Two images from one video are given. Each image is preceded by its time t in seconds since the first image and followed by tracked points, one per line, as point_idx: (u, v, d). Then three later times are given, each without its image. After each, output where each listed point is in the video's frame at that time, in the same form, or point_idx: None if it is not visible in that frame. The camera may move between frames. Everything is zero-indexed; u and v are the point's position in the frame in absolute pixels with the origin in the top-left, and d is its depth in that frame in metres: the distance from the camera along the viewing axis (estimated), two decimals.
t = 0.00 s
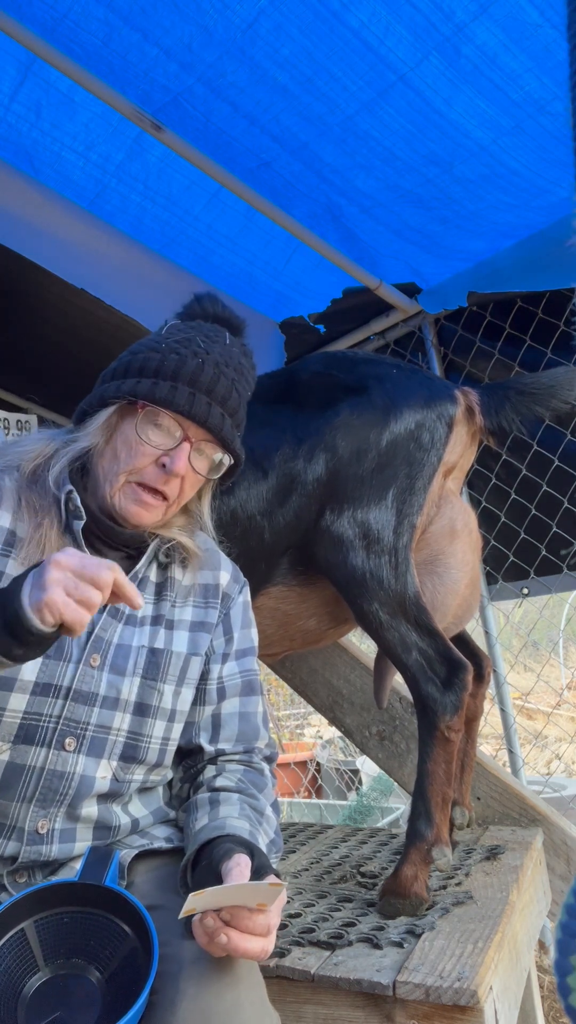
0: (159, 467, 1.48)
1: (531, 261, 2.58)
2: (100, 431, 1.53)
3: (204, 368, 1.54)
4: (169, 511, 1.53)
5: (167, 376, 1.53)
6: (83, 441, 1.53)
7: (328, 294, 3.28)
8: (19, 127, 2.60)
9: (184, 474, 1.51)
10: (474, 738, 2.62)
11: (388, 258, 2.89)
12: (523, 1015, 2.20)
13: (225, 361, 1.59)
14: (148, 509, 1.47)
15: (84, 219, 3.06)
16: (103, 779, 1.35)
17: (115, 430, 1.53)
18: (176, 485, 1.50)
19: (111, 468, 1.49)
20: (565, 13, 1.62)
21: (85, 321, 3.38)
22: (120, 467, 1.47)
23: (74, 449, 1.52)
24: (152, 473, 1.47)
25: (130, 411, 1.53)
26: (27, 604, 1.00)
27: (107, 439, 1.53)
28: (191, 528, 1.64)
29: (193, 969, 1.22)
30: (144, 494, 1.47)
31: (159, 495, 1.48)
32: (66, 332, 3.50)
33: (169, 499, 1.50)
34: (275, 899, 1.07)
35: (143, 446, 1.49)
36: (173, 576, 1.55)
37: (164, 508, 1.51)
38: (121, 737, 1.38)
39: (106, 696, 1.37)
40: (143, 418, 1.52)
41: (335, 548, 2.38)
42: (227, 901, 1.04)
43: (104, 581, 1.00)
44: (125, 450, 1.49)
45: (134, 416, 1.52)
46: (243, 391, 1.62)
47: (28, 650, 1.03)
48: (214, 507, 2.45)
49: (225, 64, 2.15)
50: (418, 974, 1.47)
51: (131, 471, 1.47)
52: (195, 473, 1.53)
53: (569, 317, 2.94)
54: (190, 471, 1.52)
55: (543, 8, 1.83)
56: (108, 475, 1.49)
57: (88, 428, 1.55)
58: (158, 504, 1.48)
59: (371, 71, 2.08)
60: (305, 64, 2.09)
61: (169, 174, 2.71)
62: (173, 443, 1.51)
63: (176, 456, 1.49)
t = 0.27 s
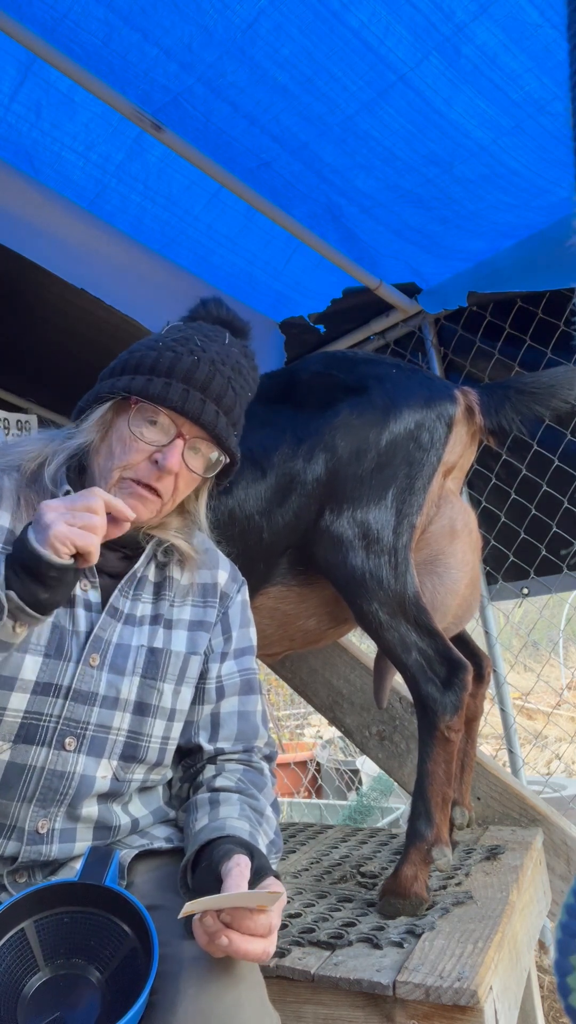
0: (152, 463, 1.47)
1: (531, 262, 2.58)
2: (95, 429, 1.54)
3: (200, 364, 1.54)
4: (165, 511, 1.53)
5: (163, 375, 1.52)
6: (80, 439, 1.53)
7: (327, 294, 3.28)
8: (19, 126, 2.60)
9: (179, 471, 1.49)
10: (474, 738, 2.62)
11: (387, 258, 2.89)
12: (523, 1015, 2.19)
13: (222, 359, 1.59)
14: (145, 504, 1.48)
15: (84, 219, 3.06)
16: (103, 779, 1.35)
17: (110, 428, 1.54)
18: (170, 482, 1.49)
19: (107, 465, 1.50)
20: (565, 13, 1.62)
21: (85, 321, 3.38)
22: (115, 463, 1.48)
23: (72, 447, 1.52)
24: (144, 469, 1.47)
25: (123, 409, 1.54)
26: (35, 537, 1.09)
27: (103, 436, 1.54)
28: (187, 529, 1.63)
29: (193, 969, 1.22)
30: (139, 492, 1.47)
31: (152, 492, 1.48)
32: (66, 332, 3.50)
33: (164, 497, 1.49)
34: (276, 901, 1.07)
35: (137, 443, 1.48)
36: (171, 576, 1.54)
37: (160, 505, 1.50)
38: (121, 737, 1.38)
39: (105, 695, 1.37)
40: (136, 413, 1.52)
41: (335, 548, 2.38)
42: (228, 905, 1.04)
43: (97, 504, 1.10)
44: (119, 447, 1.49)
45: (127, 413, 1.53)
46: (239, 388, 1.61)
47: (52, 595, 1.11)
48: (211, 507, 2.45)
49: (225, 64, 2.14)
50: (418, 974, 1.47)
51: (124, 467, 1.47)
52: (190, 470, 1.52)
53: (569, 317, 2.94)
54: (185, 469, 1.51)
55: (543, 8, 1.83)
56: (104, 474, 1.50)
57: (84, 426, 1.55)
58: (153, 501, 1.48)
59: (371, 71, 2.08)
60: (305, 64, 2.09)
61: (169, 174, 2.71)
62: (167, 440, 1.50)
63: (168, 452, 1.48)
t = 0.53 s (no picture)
0: (153, 464, 1.47)
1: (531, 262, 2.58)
2: (97, 429, 1.54)
3: (203, 365, 1.54)
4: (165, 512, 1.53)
5: (162, 375, 1.52)
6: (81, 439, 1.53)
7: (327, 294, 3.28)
8: (19, 127, 2.60)
9: (178, 472, 1.49)
10: (474, 738, 2.62)
11: (387, 258, 2.89)
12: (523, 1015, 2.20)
13: (225, 361, 1.59)
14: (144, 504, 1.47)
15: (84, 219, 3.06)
16: (103, 780, 1.35)
17: (111, 428, 1.54)
18: (170, 483, 1.48)
19: (107, 465, 1.50)
20: (565, 12, 1.62)
21: (85, 321, 3.38)
22: (115, 464, 1.48)
23: (73, 447, 1.52)
24: (145, 470, 1.47)
25: (126, 409, 1.54)
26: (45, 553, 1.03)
27: (104, 436, 1.54)
28: (187, 530, 1.62)
29: (193, 970, 1.22)
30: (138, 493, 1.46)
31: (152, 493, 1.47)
32: (66, 331, 3.50)
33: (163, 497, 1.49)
34: (275, 905, 1.06)
35: (138, 443, 1.48)
36: (172, 577, 1.54)
37: (159, 505, 1.50)
38: (122, 739, 1.38)
39: (106, 696, 1.37)
40: (137, 414, 1.52)
41: (334, 548, 2.38)
42: (227, 907, 1.04)
43: (107, 519, 1.05)
44: (120, 447, 1.49)
45: (129, 414, 1.53)
46: (243, 390, 1.61)
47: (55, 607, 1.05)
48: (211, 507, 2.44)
49: (225, 64, 2.15)
50: (418, 974, 1.48)
51: (124, 468, 1.47)
52: (190, 472, 1.51)
53: (569, 317, 2.94)
54: (185, 470, 1.50)
55: (543, 8, 1.83)
56: (104, 474, 1.50)
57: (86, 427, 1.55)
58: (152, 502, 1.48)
59: (371, 71, 2.08)
60: (305, 64, 2.09)
61: (169, 175, 2.71)
62: (168, 440, 1.50)
63: (169, 453, 1.47)
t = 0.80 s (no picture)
0: (149, 464, 1.47)
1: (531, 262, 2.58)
2: (95, 429, 1.55)
3: (198, 365, 1.55)
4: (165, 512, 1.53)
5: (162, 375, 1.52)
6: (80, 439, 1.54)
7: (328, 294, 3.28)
8: (19, 127, 2.60)
9: (176, 472, 1.50)
10: (474, 738, 2.62)
11: (388, 258, 2.89)
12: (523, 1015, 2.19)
13: (223, 361, 1.60)
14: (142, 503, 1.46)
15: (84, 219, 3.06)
16: (103, 779, 1.35)
17: (109, 428, 1.54)
18: (167, 483, 1.49)
19: (105, 465, 1.50)
20: (565, 12, 1.62)
21: (85, 321, 3.38)
22: (112, 463, 1.48)
23: (72, 447, 1.53)
24: (141, 468, 1.47)
25: (123, 410, 1.55)
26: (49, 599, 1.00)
27: (101, 437, 1.54)
28: (187, 530, 1.62)
29: (193, 970, 1.22)
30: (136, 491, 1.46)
31: (150, 492, 1.47)
32: (66, 331, 3.50)
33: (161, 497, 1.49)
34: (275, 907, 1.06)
35: (134, 443, 1.49)
36: (172, 577, 1.55)
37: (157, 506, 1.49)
38: (121, 739, 1.38)
39: (105, 696, 1.38)
40: (133, 414, 1.53)
41: (335, 548, 2.39)
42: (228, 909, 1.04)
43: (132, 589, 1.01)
44: (117, 447, 1.49)
45: (125, 415, 1.54)
46: (240, 389, 1.61)
47: (44, 644, 1.03)
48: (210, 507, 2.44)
49: (224, 64, 2.14)
50: (418, 974, 1.48)
51: (121, 467, 1.47)
52: (187, 471, 1.52)
53: (569, 317, 2.94)
54: (182, 470, 1.51)
55: (543, 8, 1.83)
56: (102, 473, 1.49)
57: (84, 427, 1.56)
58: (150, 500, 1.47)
59: (371, 71, 2.08)
60: (305, 64, 2.09)
61: (169, 174, 2.71)
62: (164, 441, 1.51)
63: (165, 453, 1.49)
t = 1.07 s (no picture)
0: (130, 448, 1.46)
1: (531, 262, 2.58)
2: (82, 425, 1.56)
3: (173, 348, 1.55)
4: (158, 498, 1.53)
5: (161, 374, 1.52)
6: (73, 436, 1.55)
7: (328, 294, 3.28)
8: (19, 127, 2.60)
9: (158, 453, 1.48)
10: (475, 738, 2.62)
11: (388, 258, 2.89)
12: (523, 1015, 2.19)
13: (200, 343, 1.59)
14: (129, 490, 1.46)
15: (85, 219, 3.06)
16: (104, 780, 1.35)
17: (93, 421, 1.55)
18: (151, 466, 1.47)
19: (90, 457, 1.50)
20: (565, 12, 1.63)
21: (85, 321, 3.38)
22: (96, 453, 1.48)
23: (65, 445, 1.55)
24: (122, 454, 1.46)
25: (102, 400, 1.56)
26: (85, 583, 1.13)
27: (88, 431, 1.55)
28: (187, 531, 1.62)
29: (193, 970, 1.22)
30: (120, 478, 1.44)
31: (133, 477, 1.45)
32: (66, 331, 3.50)
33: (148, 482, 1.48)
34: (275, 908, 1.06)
35: (115, 429, 1.48)
36: (173, 578, 1.54)
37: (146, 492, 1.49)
38: (123, 740, 1.38)
39: (107, 697, 1.37)
40: (114, 402, 1.53)
41: (335, 548, 2.38)
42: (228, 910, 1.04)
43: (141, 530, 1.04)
44: (100, 437, 1.49)
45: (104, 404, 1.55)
46: (221, 370, 1.59)
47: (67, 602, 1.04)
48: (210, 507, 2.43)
49: (225, 64, 2.14)
50: (418, 974, 1.48)
51: (104, 456, 1.47)
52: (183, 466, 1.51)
53: (569, 317, 2.94)
54: (165, 453, 1.50)
55: (543, 8, 1.83)
56: (89, 465, 1.49)
57: (73, 424, 1.58)
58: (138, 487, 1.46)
59: (371, 71, 2.08)
60: (305, 64, 2.09)
61: (169, 174, 2.71)
62: (142, 423, 1.50)
63: (144, 434, 1.47)
